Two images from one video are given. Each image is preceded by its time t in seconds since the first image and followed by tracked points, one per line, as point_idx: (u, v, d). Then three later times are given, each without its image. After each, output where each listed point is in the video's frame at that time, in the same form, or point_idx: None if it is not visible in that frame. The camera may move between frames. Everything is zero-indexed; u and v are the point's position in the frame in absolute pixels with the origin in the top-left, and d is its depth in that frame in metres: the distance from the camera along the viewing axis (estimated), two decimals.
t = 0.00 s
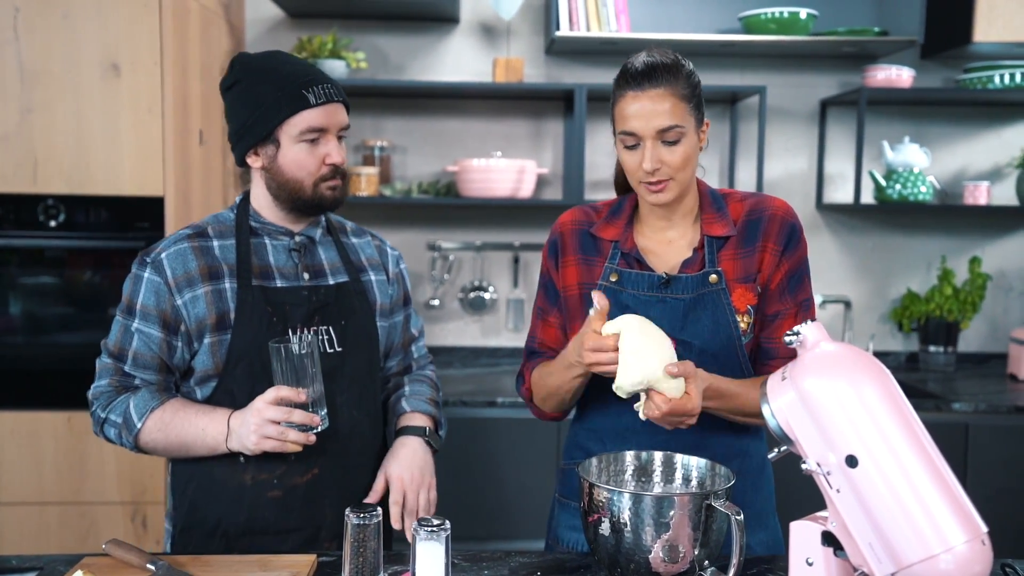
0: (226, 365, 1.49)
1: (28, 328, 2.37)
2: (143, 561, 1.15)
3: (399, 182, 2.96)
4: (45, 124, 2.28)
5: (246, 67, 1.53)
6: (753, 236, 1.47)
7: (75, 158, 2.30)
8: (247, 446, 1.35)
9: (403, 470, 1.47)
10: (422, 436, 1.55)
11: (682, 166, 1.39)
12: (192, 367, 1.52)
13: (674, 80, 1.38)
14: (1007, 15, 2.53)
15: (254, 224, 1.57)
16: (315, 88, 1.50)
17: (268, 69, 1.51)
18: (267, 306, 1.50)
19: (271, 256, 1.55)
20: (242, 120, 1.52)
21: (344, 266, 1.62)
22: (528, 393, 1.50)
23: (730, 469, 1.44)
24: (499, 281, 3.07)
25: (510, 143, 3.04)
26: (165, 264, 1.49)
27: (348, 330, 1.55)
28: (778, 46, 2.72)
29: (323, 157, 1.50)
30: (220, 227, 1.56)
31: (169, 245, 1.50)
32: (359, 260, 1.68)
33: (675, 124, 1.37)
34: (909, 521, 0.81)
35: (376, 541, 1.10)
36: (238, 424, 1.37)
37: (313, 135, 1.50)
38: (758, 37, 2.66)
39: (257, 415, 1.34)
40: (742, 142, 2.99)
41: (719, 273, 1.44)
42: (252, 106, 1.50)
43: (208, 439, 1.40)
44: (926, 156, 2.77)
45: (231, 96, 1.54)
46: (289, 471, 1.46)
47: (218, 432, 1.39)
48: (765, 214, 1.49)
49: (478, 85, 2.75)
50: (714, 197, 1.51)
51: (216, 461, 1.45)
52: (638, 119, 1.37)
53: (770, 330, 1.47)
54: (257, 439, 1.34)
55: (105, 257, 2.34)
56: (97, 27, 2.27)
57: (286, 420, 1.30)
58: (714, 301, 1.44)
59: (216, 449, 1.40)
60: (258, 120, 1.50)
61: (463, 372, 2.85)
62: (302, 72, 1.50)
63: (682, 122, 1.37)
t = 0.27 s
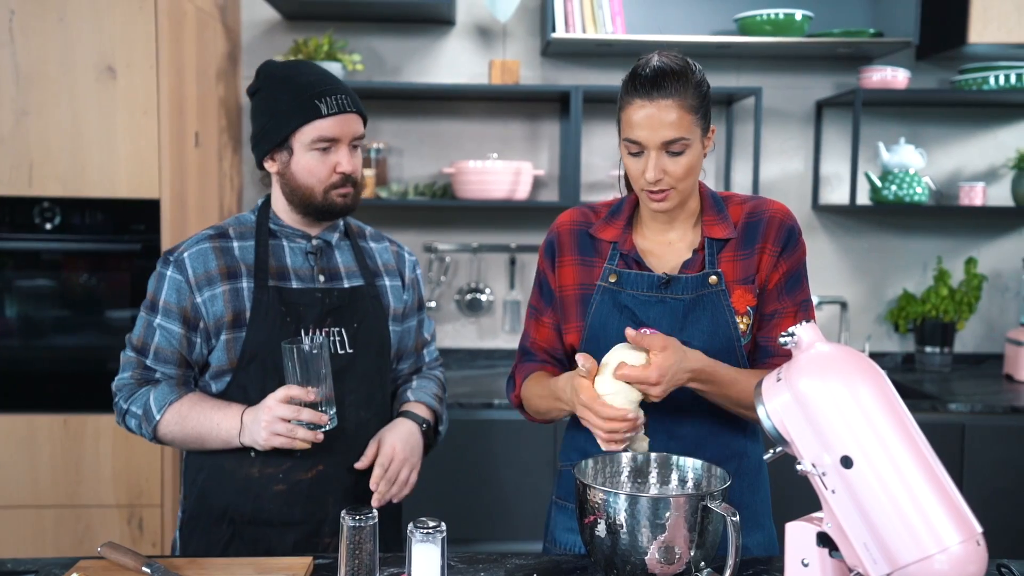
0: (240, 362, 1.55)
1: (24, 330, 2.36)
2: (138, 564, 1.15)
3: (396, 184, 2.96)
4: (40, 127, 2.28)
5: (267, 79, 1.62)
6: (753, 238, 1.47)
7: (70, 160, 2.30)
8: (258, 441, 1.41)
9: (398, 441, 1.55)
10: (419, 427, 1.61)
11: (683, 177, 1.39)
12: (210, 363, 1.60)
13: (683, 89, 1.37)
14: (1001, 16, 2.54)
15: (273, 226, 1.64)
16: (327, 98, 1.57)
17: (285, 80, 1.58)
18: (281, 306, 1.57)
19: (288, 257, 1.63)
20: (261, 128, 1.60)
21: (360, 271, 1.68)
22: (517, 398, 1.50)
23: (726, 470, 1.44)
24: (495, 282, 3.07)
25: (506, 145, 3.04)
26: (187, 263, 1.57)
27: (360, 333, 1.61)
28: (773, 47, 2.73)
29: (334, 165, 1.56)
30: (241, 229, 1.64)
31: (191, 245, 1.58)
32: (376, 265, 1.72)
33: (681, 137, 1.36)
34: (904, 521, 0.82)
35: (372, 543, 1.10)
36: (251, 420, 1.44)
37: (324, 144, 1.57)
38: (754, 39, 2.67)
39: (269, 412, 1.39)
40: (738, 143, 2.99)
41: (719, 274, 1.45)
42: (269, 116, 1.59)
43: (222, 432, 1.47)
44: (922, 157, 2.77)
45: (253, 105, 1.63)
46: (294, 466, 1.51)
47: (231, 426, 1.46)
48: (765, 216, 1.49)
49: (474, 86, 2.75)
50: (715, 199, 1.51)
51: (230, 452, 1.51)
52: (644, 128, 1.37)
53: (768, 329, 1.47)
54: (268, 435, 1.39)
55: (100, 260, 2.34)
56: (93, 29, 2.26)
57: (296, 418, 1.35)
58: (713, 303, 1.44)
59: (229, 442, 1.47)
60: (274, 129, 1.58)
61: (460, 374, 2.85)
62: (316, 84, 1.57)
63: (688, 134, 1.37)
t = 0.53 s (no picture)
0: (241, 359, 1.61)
1: (22, 331, 2.36)
2: (137, 564, 1.15)
3: (394, 184, 2.96)
4: (39, 127, 2.28)
5: (282, 87, 1.65)
6: (753, 238, 1.47)
7: (69, 161, 2.30)
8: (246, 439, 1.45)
9: (382, 429, 1.55)
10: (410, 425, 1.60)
11: (680, 175, 1.39)
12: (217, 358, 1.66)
13: (677, 87, 1.38)
14: (1000, 17, 2.54)
15: (284, 228, 1.68)
16: (338, 108, 1.59)
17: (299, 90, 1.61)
18: (283, 307, 1.61)
19: (296, 260, 1.66)
20: (275, 135, 1.63)
21: (368, 274, 1.70)
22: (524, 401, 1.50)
23: (726, 470, 1.44)
24: (494, 283, 3.07)
25: (505, 145, 3.04)
26: (198, 261, 1.64)
27: (361, 336, 1.63)
28: (772, 47, 2.73)
29: (344, 173, 1.58)
30: (254, 230, 1.69)
31: (204, 243, 1.65)
32: (386, 269, 1.74)
33: (677, 133, 1.36)
34: (903, 522, 0.82)
35: (371, 544, 1.10)
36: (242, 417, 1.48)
37: (336, 152, 1.59)
38: (753, 39, 2.67)
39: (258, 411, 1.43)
40: (737, 144, 2.99)
41: (718, 274, 1.44)
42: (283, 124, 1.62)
43: (218, 427, 1.51)
44: (921, 158, 2.76)
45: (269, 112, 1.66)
46: (284, 463, 1.53)
47: (226, 421, 1.51)
48: (764, 214, 1.49)
49: (473, 87, 2.75)
50: (712, 199, 1.51)
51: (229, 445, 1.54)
52: (639, 126, 1.37)
53: (773, 330, 1.48)
54: (253, 433, 1.43)
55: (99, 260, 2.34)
56: (92, 30, 2.26)
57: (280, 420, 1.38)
58: (712, 303, 1.44)
59: (224, 438, 1.52)
60: (287, 136, 1.61)
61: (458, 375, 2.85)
62: (328, 93, 1.60)
63: (684, 130, 1.37)
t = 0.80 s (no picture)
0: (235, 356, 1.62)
1: (22, 329, 2.36)
2: (137, 562, 1.15)
3: (394, 183, 2.96)
4: (40, 125, 2.27)
5: (274, 86, 1.67)
6: (756, 240, 1.47)
7: (69, 159, 2.30)
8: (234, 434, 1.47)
9: (370, 425, 1.56)
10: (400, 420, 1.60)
11: (691, 168, 1.39)
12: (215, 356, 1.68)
13: (688, 81, 1.38)
14: (1001, 17, 2.54)
15: (279, 227, 1.69)
16: (328, 105, 1.61)
17: (289, 88, 1.63)
18: (276, 305, 1.62)
19: (290, 257, 1.68)
20: (267, 136, 1.65)
21: (363, 272, 1.71)
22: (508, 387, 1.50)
23: (726, 470, 1.44)
24: (494, 282, 3.07)
25: (505, 144, 3.04)
26: (194, 260, 1.66)
27: (355, 333, 1.64)
28: (773, 47, 2.72)
29: (336, 170, 1.60)
30: (250, 228, 1.70)
31: (200, 242, 1.67)
32: (382, 267, 1.74)
33: (688, 126, 1.36)
34: (904, 521, 0.81)
35: (371, 542, 1.09)
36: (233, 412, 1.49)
37: (327, 150, 1.61)
38: (753, 38, 2.67)
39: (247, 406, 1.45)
40: (737, 143, 2.99)
41: (720, 275, 1.44)
42: (275, 122, 1.64)
43: (210, 423, 1.53)
44: (922, 158, 2.77)
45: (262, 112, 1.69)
46: (278, 459, 1.54)
47: (217, 418, 1.53)
48: (769, 218, 1.49)
49: (473, 86, 2.74)
50: (718, 200, 1.50)
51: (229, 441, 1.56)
52: (651, 118, 1.37)
53: (772, 334, 1.48)
54: (241, 428, 1.45)
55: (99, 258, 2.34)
56: (92, 28, 2.26)
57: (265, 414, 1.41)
58: (714, 304, 1.44)
59: (217, 433, 1.54)
60: (280, 135, 1.63)
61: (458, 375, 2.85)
62: (318, 91, 1.62)
63: (695, 124, 1.37)
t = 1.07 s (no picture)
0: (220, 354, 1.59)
1: (22, 325, 2.36)
2: (138, 558, 1.15)
3: (395, 179, 2.95)
4: (40, 121, 2.27)
5: (246, 78, 1.65)
6: (756, 233, 1.47)
7: (70, 155, 2.29)
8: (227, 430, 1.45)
9: (367, 414, 1.57)
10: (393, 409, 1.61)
11: (683, 160, 1.38)
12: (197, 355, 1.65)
13: (678, 73, 1.38)
14: (1003, 14, 2.53)
15: (257, 222, 1.68)
16: (304, 94, 1.61)
17: (263, 79, 1.63)
18: (259, 299, 1.61)
19: (271, 252, 1.66)
20: (242, 128, 1.64)
21: (345, 264, 1.70)
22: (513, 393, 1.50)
23: (727, 467, 1.44)
24: (494, 279, 3.07)
25: (506, 141, 3.04)
26: (172, 260, 1.64)
27: (342, 324, 1.63)
28: (774, 43, 2.72)
29: (314, 160, 1.61)
30: (227, 225, 1.68)
31: (178, 242, 1.65)
32: (363, 258, 1.74)
33: (677, 119, 1.36)
34: (905, 519, 0.81)
35: (371, 539, 1.09)
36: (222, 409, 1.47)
37: (304, 139, 1.61)
38: (754, 35, 2.66)
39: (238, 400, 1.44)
40: (738, 140, 2.99)
41: (721, 269, 1.44)
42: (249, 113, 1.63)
43: (199, 423, 1.51)
44: (923, 155, 2.77)
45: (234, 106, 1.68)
46: (270, 455, 1.54)
47: (206, 416, 1.51)
48: (769, 210, 1.48)
49: (474, 82, 2.74)
50: (717, 195, 1.51)
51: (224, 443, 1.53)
52: (640, 113, 1.37)
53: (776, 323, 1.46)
54: (234, 423, 1.43)
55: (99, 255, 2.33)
56: (93, 23, 2.26)
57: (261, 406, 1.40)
58: (715, 299, 1.44)
59: (206, 433, 1.52)
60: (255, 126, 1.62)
61: (458, 371, 2.85)
62: (293, 80, 1.61)
63: (685, 117, 1.37)
